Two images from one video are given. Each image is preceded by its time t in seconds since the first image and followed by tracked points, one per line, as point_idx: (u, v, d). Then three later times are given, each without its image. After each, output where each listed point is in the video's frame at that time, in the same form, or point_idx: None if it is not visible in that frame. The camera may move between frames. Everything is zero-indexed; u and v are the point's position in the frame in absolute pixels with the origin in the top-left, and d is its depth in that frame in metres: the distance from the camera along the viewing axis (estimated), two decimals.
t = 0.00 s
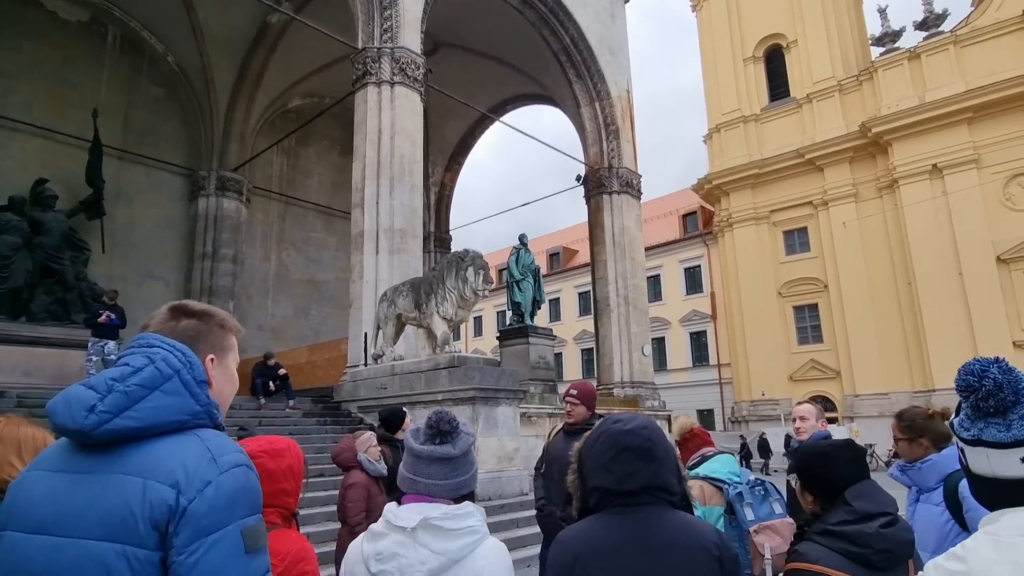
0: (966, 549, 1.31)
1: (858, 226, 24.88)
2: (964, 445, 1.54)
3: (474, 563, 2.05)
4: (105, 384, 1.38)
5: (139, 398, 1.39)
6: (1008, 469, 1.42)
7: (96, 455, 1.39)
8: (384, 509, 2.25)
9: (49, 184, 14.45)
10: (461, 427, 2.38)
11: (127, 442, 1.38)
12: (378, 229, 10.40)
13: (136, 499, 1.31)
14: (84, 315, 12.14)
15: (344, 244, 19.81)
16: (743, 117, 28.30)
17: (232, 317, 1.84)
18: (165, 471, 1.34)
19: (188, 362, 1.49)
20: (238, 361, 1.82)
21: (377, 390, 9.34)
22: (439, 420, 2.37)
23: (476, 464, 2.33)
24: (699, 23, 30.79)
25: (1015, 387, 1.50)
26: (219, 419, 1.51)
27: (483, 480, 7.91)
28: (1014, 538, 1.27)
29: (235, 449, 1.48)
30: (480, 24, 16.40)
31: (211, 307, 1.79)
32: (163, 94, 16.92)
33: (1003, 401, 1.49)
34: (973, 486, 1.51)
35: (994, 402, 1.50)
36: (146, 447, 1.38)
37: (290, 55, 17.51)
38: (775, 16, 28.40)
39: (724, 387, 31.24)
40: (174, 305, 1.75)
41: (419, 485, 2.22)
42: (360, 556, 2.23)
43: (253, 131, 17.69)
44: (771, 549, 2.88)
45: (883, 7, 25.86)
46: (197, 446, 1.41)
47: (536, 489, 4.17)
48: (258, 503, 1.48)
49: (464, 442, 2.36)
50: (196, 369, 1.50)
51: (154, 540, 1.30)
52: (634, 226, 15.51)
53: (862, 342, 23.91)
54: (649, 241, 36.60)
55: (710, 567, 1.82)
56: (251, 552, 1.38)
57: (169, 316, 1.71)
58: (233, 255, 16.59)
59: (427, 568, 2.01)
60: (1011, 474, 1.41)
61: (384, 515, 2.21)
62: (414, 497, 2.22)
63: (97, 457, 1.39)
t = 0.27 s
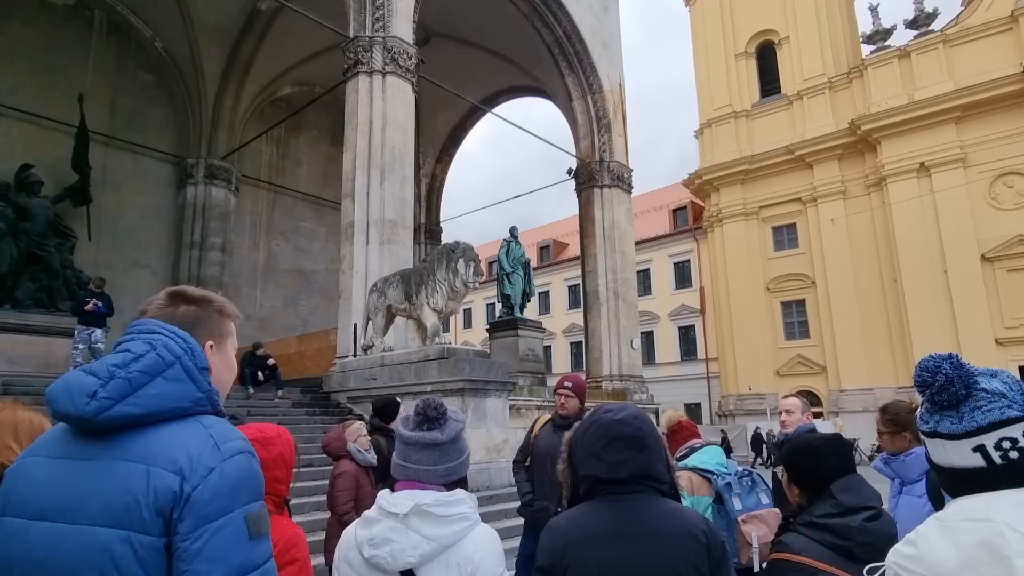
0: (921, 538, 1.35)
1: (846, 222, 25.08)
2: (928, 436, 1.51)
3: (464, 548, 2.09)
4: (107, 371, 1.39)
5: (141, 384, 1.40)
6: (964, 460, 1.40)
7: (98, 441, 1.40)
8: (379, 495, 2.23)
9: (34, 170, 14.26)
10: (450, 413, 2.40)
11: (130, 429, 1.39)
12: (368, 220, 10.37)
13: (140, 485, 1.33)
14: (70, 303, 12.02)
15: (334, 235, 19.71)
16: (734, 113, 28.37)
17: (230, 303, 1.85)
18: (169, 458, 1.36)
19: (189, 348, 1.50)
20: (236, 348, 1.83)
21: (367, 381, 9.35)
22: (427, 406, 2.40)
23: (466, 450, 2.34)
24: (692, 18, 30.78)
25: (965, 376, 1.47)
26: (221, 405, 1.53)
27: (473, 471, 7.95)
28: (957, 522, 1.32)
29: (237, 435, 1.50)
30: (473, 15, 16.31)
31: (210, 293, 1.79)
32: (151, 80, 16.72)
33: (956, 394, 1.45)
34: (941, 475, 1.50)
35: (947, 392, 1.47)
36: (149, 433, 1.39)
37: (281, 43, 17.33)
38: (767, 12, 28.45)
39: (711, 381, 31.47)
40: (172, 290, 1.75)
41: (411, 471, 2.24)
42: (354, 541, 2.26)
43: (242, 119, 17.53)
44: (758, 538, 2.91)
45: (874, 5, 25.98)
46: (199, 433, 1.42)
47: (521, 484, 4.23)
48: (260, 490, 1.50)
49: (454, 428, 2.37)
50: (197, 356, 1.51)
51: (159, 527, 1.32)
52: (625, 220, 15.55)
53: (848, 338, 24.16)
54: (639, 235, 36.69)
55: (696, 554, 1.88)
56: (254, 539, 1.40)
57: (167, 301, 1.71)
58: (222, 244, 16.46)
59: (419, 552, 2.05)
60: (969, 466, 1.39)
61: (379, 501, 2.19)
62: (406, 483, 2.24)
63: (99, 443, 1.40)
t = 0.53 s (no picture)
0: (900, 526, 1.22)
1: (832, 222, 25.33)
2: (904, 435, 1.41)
3: (456, 542, 2.11)
4: (114, 363, 1.41)
5: (148, 377, 1.42)
6: (935, 455, 1.30)
7: (103, 434, 1.42)
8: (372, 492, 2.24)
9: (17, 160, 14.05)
10: (439, 409, 2.46)
11: (135, 422, 1.41)
12: (357, 215, 10.33)
13: (146, 476, 1.34)
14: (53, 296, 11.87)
15: (322, 229, 19.60)
16: (723, 112, 28.51)
17: (232, 300, 1.87)
18: (175, 450, 1.37)
19: (195, 343, 1.53)
20: (238, 345, 1.86)
21: (355, 375, 9.33)
22: (416, 403, 2.46)
23: (455, 444, 2.36)
24: (682, 16, 30.84)
25: (938, 375, 1.37)
26: (224, 399, 1.55)
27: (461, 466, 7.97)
28: (933, 513, 1.18)
29: (241, 430, 1.52)
30: (464, 10, 16.28)
31: (213, 291, 1.82)
32: (137, 70, 16.51)
33: (928, 391, 1.36)
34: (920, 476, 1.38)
35: (922, 388, 1.37)
36: (154, 427, 1.41)
37: (270, 35, 17.17)
38: (757, 12, 28.62)
39: (698, 377, 31.71)
40: (176, 286, 1.77)
41: (403, 466, 2.26)
42: (349, 536, 2.26)
43: (230, 111, 17.37)
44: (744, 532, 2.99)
45: (862, 6, 26.20)
46: (204, 426, 1.44)
47: (496, 484, 4.11)
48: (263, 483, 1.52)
49: (443, 424, 2.42)
50: (202, 351, 1.54)
51: (165, 518, 1.33)
52: (614, 217, 15.60)
53: (833, 335, 24.43)
54: (628, 232, 36.82)
55: (684, 548, 1.92)
56: (258, 531, 1.42)
57: (172, 297, 1.73)
58: (208, 237, 16.31)
59: (412, 546, 2.07)
60: (939, 461, 1.29)
61: (372, 498, 2.21)
62: (398, 478, 2.27)
63: (104, 436, 1.42)
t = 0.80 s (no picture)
0: (884, 514, 1.25)
1: (821, 217, 25.50)
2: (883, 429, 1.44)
3: (457, 528, 2.27)
4: (132, 356, 1.49)
5: (164, 369, 1.50)
6: (913, 448, 1.34)
7: (121, 423, 1.50)
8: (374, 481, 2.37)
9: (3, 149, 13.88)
10: (437, 399, 2.60)
11: (152, 412, 1.50)
12: (349, 207, 10.30)
13: (163, 465, 1.43)
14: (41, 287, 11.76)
15: (313, 221, 19.51)
16: (715, 107, 28.56)
17: (244, 295, 1.99)
18: (191, 441, 1.46)
19: (208, 338, 1.61)
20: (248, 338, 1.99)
21: (347, 368, 9.35)
22: (415, 394, 2.59)
23: (454, 433, 2.51)
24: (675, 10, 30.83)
25: (916, 370, 1.40)
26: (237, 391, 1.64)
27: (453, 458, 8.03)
28: (916, 501, 1.21)
29: (252, 421, 1.60)
30: (457, 3, 16.20)
31: (226, 286, 1.94)
32: (125, 59, 16.33)
33: (906, 387, 1.39)
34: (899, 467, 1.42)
35: (901, 383, 1.40)
36: (169, 417, 1.50)
37: (260, 25, 17.01)
38: (749, 7, 28.66)
39: (687, 371, 31.92)
40: (191, 282, 1.90)
41: (402, 455, 2.41)
42: (353, 522, 2.40)
43: (220, 101, 17.23)
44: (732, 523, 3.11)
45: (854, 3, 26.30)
46: (218, 418, 1.53)
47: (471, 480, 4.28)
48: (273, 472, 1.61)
49: (441, 413, 2.56)
50: (215, 345, 1.62)
51: (181, 504, 1.42)
52: (605, 211, 15.64)
53: (821, 330, 24.66)
54: (619, 226, 36.88)
55: (673, 536, 2.02)
56: (269, 519, 1.51)
57: (187, 293, 1.85)
58: (198, 228, 16.21)
59: (416, 533, 2.21)
60: (917, 452, 1.33)
61: (374, 488, 2.33)
62: (400, 467, 2.40)
63: (122, 426, 1.50)
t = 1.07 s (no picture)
0: (874, 491, 1.31)
1: (811, 210, 25.65)
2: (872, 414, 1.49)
3: (454, 508, 2.33)
4: (147, 341, 1.66)
5: (177, 354, 1.68)
6: (900, 431, 1.39)
7: (137, 405, 1.67)
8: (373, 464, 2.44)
9: None
10: (429, 385, 2.65)
11: (165, 393, 1.67)
12: (340, 196, 10.25)
13: (177, 443, 1.60)
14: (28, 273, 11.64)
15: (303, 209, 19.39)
16: (707, 98, 28.56)
17: (248, 287, 2.16)
18: (204, 421, 1.64)
19: (218, 326, 1.80)
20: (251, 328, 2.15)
21: (338, 356, 9.37)
22: (408, 380, 2.65)
23: (448, 417, 2.57)
24: None
25: (904, 359, 1.44)
26: (243, 376, 1.83)
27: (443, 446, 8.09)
28: (904, 479, 1.26)
29: (258, 404, 1.79)
30: None
31: (233, 279, 2.10)
32: (113, 43, 16.12)
33: (893, 373, 1.44)
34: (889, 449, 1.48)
35: (887, 370, 1.45)
36: (183, 399, 1.67)
37: (250, 11, 16.82)
38: None
39: (677, 362, 32.12)
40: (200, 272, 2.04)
41: (399, 439, 2.48)
42: (353, 506, 2.47)
43: (209, 87, 17.06)
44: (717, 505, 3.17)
45: None
46: (228, 401, 1.72)
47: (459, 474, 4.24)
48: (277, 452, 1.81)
49: (434, 398, 2.62)
50: (225, 333, 1.81)
51: (196, 481, 1.60)
52: (596, 201, 15.66)
53: (808, 321, 24.88)
54: (610, 217, 36.92)
55: (660, 516, 2.17)
56: (276, 494, 1.71)
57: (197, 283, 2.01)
58: (188, 216, 16.12)
59: (415, 512, 2.28)
60: (905, 436, 1.39)
61: (374, 468, 2.41)
62: (397, 451, 2.48)
63: (137, 407, 1.67)
